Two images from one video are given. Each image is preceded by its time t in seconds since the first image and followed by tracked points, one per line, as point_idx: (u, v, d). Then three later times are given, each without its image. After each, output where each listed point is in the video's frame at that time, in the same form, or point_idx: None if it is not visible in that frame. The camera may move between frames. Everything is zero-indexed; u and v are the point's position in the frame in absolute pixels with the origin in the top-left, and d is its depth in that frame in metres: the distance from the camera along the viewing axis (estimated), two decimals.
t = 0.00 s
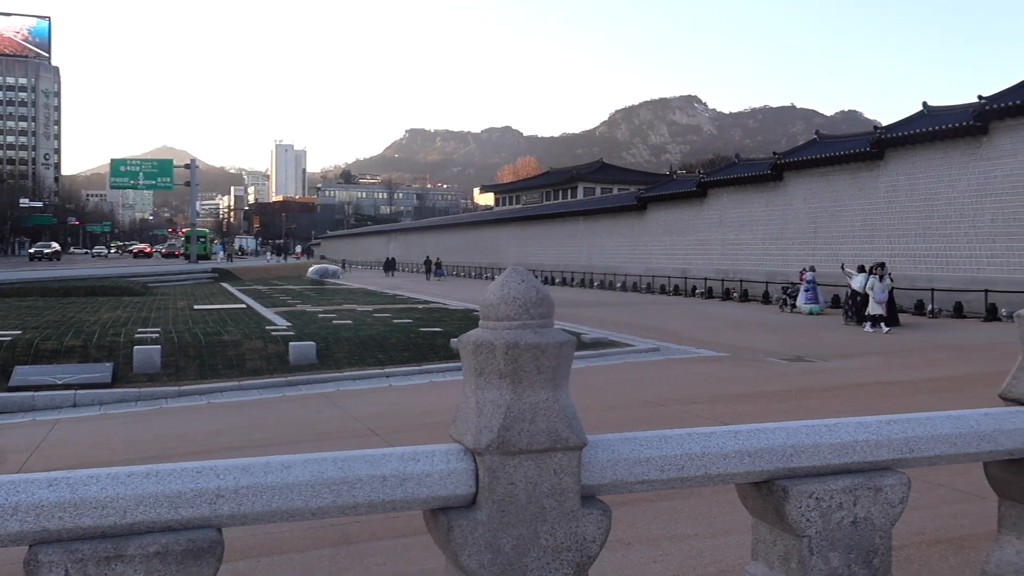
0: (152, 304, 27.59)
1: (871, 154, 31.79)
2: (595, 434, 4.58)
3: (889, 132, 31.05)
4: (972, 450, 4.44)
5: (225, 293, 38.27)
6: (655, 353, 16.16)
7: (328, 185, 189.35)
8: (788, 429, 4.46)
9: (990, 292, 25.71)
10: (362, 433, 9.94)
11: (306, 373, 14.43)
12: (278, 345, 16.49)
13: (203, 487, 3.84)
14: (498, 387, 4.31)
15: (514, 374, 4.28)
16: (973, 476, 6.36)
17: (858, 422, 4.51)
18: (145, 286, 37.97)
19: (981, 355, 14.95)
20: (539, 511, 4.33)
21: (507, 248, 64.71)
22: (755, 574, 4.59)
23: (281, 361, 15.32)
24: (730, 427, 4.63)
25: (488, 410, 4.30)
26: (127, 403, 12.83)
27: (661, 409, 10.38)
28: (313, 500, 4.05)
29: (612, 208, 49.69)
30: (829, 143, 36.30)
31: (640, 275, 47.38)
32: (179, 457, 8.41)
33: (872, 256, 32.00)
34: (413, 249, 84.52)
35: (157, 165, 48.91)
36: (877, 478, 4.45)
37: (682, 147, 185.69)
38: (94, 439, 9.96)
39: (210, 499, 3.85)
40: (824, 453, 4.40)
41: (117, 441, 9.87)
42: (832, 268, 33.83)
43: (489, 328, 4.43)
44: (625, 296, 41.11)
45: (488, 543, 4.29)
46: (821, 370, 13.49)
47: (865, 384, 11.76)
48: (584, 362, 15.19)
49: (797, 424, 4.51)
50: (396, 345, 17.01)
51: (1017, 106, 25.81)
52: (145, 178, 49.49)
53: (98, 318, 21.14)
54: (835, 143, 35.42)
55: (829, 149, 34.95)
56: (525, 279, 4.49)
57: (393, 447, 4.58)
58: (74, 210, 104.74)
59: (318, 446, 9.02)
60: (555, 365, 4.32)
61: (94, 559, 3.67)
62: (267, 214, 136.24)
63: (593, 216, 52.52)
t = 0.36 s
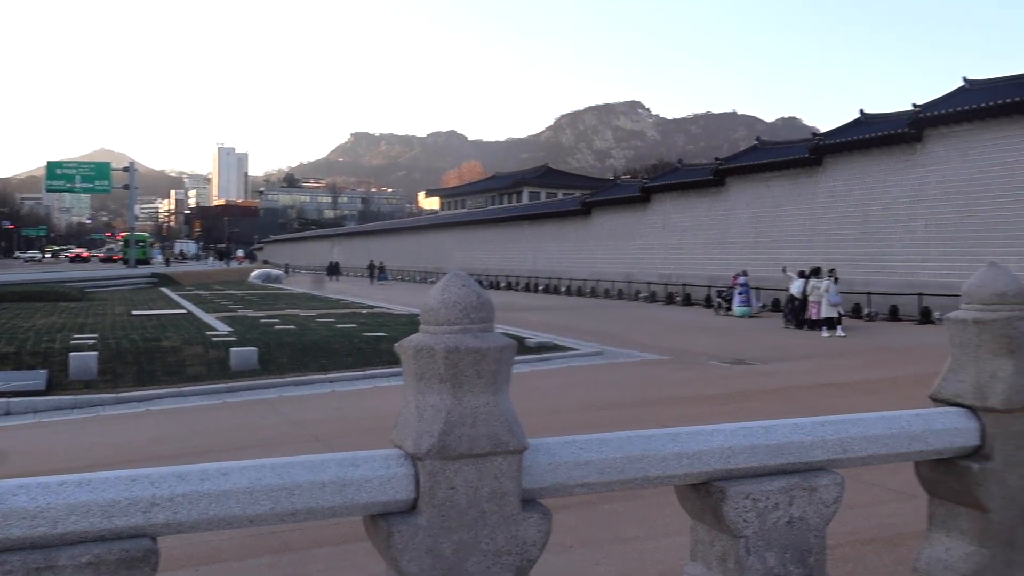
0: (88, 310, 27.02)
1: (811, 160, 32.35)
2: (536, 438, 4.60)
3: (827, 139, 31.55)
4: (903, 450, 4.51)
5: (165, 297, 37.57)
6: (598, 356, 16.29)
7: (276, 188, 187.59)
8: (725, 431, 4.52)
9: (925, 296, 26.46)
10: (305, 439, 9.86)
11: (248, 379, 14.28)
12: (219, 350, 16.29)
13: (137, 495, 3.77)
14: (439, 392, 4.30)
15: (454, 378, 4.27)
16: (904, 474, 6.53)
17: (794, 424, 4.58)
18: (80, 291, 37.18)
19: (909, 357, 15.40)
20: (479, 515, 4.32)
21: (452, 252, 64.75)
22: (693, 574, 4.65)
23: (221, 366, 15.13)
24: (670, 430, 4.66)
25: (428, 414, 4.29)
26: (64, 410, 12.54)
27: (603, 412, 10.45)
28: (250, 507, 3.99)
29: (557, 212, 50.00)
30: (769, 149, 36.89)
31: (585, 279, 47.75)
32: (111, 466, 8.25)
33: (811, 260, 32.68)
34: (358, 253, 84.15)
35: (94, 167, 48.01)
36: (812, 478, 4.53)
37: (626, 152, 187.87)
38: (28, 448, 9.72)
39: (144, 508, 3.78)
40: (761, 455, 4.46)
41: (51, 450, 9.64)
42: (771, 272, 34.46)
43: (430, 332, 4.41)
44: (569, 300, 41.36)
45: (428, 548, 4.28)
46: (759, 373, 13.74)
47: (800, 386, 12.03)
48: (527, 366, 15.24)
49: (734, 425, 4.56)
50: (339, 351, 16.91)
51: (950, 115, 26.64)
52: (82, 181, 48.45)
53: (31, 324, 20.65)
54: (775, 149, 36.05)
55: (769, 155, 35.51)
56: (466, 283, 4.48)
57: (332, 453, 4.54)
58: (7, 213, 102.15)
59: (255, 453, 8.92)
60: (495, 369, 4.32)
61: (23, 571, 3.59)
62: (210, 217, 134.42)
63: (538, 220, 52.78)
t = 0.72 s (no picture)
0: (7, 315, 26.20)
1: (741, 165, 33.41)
2: (466, 441, 4.58)
3: (757, 145, 32.76)
4: (827, 448, 4.58)
5: (90, 302, 36.51)
6: (532, 359, 16.39)
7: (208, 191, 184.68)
8: (654, 432, 4.56)
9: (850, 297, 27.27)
10: (236, 444, 9.73)
11: (179, 384, 14.03)
12: (147, 355, 15.98)
13: (56, 504, 3.66)
14: (367, 396, 4.26)
15: (383, 381, 4.24)
16: (826, 472, 6.68)
17: (722, 423, 4.63)
18: None
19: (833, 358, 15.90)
20: (409, 519, 4.30)
21: (386, 255, 64.51)
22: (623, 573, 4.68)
23: (149, 372, 14.84)
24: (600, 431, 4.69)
25: (356, 419, 4.24)
26: None
27: (538, 414, 10.51)
28: (175, 515, 3.90)
29: (493, 216, 50.18)
30: (700, 154, 37.85)
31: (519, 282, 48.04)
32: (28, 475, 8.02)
33: (741, 263, 33.41)
34: (291, 256, 83.30)
35: (16, 168, 46.53)
36: (738, 477, 4.60)
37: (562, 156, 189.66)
38: None
39: (63, 518, 3.67)
40: (689, 455, 4.51)
41: None
42: (702, 274, 35.12)
43: (358, 335, 4.37)
44: (504, 303, 41.51)
45: (357, 552, 4.23)
46: (692, 373, 13.97)
47: (729, 387, 12.26)
48: (461, 369, 15.18)
49: (663, 426, 4.61)
50: (271, 355, 16.75)
51: (874, 121, 27.83)
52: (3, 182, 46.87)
53: None
54: (705, 154, 36.93)
55: (701, 160, 36.34)
56: (394, 286, 4.45)
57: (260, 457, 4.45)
58: None
59: (179, 459, 8.76)
60: (426, 371, 4.31)
61: None
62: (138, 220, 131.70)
63: (472, 224, 52.89)
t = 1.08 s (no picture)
0: None
1: (680, 168, 33.86)
2: (400, 440, 4.52)
3: (696, 148, 33.30)
4: (758, 447, 4.63)
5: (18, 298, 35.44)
6: (471, 358, 16.41)
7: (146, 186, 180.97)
8: (587, 431, 4.56)
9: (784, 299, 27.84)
10: (169, 444, 9.55)
11: (110, 382, 13.73)
12: (76, 353, 15.62)
13: None
14: (300, 394, 4.17)
15: (316, 380, 4.16)
16: (755, 471, 6.80)
17: (655, 422, 4.65)
18: None
19: (763, 358, 16.23)
20: (341, 518, 4.20)
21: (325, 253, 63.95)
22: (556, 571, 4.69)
23: (79, 369, 14.51)
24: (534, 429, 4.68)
25: (289, 417, 4.15)
26: None
27: (477, 413, 10.50)
28: (99, 515, 3.76)
29: (434, 214, 50.06)
30: (640, 156, 38.36)
31: (457, 281, 48.00)
32: None
33: (679, 264, 33.85)
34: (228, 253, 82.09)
35: None
36: (670, 475, 4.64)
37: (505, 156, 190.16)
38: None
39: None
40: (622, 453, 4.53)
41: None
42: (641, 275, 35.52)
43: (291, 333, 4.28)
44: (444, 301, 41.41)
45: (288, 552, 4.13)
46: (630, 373, 14.10)
47: (663, 387, 12.40)
48: (400, 367, 15.14)
49: (597, 425, 4.61)
50: (207, 353, 16.52)
51: (809, 126, 28.50)
52: None
53: None
54: (646, 156, 37.41)
55: (641, 162, 36.81)
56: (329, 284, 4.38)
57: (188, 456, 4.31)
58: None
59: (104, 459, 8.57)
60: (360, 369, 4.24)
61: None
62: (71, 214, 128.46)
63: (413, 222, 52.72)
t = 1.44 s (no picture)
0: None
1: (620, 167, 34.13)
2: (336, 440, 4.32)
3: (635, 148, 33.57)
4: (694, 444, 4.65)
5: None
6: (413, 357, 16.36)
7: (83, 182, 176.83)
8: (525, 429, 4.52)
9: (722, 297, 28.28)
10: (102, 447, 9.34)
11: (42, 384, 13.39)
12: (5, 355, 15.22)
13: None
14: (233, 394, 3.87)
15: (250, 380, 3.87)
16: (690, 466, 6.90)
17: (592, 420, 4.65)
18: None
19: (698, 355, 16.48)
20: (275, 520, 3.92)
21: (264, 251, 63.22)
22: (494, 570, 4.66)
23: (8, 372, 14.14)
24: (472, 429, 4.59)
25: (221, 417, 3.85)
26: None
27: (417, 412, 10.46)
28: (21, 520, 3.44)
29: (376, 212, 49.80)
30: (582, 155, 38.68)
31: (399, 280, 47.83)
32: None
33: (619, 262, 34.17)
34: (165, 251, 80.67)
35: None
36: (608, 472, 4.65)
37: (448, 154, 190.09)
38: None
39: None
40: (560, 451, 4.50)
41: None
42: (582, 274, 35.77)
43: (223, 333, 3.98)
44: (386, 300, 41.19)
45: (221, 556, 3.82)
46: (570, 371, 14.17)
47: (601, 384, 12.49)
48: (340, 367, 15.05)
49: (534, 423, 4.57)
50: (141, 353, 16.23)
51: (746, 127, 28.99)
52: None
53: None
54: (587, 156, 37.73)
55: (583, 161, 37.09)
56: (264, 282, 4.09)
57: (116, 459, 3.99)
58: None
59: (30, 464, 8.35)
60: (295, 368, 3.95)
61: None
62: None
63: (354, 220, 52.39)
